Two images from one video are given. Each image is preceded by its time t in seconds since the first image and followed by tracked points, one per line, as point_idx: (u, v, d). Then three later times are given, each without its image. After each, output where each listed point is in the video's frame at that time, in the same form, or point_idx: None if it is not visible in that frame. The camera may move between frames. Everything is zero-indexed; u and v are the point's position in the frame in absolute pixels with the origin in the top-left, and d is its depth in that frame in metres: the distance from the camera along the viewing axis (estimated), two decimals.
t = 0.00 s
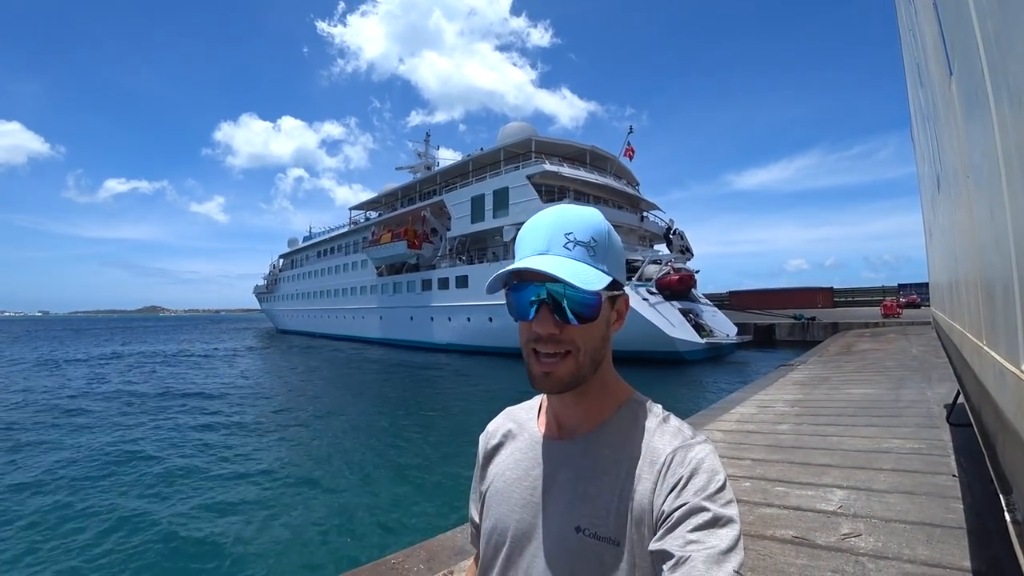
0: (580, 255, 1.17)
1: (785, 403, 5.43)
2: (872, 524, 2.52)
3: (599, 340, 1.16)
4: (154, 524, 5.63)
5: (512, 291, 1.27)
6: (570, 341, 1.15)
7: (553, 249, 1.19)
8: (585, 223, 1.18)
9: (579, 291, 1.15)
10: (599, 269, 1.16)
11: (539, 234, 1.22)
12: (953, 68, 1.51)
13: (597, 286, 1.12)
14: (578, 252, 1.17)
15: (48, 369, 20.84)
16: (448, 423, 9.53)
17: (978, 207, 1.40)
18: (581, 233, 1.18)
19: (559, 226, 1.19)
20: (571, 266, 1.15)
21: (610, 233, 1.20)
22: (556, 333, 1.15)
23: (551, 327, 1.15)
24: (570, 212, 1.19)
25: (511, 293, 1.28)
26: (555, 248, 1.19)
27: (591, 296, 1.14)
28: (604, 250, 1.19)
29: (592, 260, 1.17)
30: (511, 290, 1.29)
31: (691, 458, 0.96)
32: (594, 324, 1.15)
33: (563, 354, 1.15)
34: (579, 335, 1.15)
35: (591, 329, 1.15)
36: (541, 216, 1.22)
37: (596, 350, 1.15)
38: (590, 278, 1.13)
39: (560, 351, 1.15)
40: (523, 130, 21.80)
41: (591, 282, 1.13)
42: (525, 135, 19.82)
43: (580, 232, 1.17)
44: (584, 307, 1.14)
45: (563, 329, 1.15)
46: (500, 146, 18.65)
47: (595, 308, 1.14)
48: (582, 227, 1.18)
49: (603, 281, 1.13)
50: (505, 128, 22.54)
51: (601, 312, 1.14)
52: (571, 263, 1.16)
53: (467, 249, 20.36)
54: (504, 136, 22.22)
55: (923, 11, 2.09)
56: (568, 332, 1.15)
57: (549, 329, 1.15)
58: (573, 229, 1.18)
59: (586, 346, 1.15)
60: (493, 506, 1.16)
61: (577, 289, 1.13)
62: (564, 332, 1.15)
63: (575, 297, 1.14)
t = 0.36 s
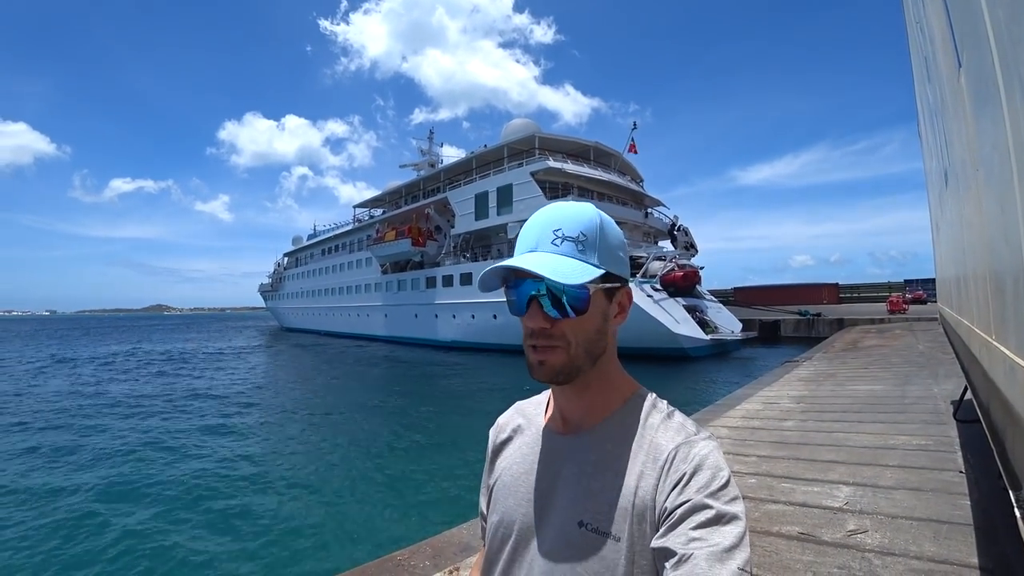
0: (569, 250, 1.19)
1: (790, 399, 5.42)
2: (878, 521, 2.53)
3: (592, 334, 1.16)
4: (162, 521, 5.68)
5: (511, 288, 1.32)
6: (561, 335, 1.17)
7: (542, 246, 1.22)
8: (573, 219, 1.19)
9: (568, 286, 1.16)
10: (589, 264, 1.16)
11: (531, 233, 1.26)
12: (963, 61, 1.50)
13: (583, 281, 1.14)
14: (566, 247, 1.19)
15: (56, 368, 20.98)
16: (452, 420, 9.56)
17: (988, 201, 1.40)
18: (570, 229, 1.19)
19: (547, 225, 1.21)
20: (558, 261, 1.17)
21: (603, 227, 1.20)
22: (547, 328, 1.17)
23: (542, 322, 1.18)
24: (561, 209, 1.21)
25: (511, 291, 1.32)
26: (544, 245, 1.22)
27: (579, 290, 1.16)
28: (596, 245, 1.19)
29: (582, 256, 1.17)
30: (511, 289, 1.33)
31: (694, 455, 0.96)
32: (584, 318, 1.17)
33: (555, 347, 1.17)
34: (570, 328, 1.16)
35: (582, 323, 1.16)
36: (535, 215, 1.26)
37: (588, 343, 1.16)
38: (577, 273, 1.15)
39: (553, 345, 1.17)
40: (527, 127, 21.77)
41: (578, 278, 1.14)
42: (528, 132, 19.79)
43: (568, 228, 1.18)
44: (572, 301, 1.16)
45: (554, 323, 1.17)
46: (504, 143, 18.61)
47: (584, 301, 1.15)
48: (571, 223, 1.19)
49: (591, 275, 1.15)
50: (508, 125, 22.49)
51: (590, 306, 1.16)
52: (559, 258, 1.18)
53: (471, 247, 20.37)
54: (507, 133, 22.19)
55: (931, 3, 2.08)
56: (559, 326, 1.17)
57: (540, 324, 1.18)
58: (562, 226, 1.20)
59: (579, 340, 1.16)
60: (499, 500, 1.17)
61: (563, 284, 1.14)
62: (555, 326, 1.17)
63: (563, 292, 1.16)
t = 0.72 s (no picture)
0: (568, 238, 1.21)
1: (797, 394, 5.42)
2: (887, 516, 2.53)
3: (592, 324, 1.17)
4: (173, 518, 5.75)
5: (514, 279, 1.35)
6: (559, 323, 1.17)
7: (544, 236, 1.25)
8: (575, 210, 1.21)
9: (566, 274, 1.17)
10: (587, 251, 1.17)
11: (535, 225, 1.29)
12: (978, 51, 1.48)
13: (579, 268, 1.16)
14: (567, 236, 1.21)
15: (66, 365, 21.18)
16: (459, 416, 9.60)
17: (1003, 195, 1.40)
18: (571, 220, 1.21)
19: (551, 216, 1.25)
20: (557, 248, 1.20)
21: (605, 218, 1.21)
22: (545, 316, 1.18)
23: (539, 309, 1.19)
24: (566, 202, 1.24)
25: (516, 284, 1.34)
26: (545, 235, 1.25)
27: (577, 278, 1.17)
28: (597, 235, 1.20)
29: (581, 244, 1.19)
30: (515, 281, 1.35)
31: (707, 454, 0.97)
32: (584, 306, 1.17)
33: (554, 337, 1.17)
34: (568, 316, 1.17)
35: (579, 311, 1.17)
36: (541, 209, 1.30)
37: (588, 334, 1.17)
38: (575, 259, 1.16)
39: (552, 335, 1.18)
40: (531, 122, 21.71)
41: (575, 263, 1.16)
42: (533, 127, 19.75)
43: (569, 217, 1.21)
44: (572, 289, 1.17)
45: (551, 311, 1.18)
46: (508, 138, 18.58)
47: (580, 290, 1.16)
48: (572, 214, 1.21)
49: (589, 263, 1.16)
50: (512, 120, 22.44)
51: (587, 294, 1.16)
52: (558, 246, 1.20)
53: (475, 242, 20.38)
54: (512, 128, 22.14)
55: None
56: (556, 314, 1.17)
57: (538, 311, 1.19)
58: (564, 217, 1.23)
59: (577, 329, 1.17)
60: (510, 495, 1.18)
61: (561, 271, 1.16)
62: (553, 314, 1.18)
63: (559, 280, 1.18)
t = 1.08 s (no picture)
0: (574, 232, 1.22)
1: (807, 389, 5.40)
2: (897, 511, 2.52)
3: (598, 318, 1.17)
4: (188, 512, 5.84)
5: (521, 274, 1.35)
6: (566, 317, 1.17)
7: (549, 230, 1.26)
8: (580, 203, 1.23)
9: (572, 268, 1.18)
10: (590, 244, 1.19)
11: (540, 221, 1.31)
12: (991, 42, 1.46)
13: (584, 260, 1.17)
14: (572, 229, 1.22)
15: (82, 363, 21.52)
16: (468, 411, 9.66)
17: (1015, 188, 1.39)
18: (576, 214, 1.23)
19: (556, 210, 1.27)
20: (562, 242, 1.22)
21: (610, 211, 1.22)
22: (550, 309, 1.19)
23: (545, 302, 1.19)
24: (570, 196, 1.26)
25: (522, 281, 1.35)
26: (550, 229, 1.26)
27: (582, 271, 1.18)
28: (602, 228, 1.22)
29: (585, 237, 1.20)
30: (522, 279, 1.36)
31: (713, 449, 0.97)
32: (588, 300, 1.17)
33: (561, 331, 1.17)
34: (573, 310, 1.17)
35: (584, 304, 1.17)
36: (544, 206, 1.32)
37: (595, 329, 1.17)
38: (580, 252, 1.18)
39: (558, 328, 1.18)
40: (538, 117, 21.65)
41: (582, 254, 1.17)
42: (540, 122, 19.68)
43: (574, 211, 1.23)
44: (577, 283, 1.17)
45: (556, 304, 1.18)
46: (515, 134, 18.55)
47: (585, 282, 1.17)
48: (577, 208, 1.23)
49: (593, 255, 1.17)
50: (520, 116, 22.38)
51: (592, 287, 1.17)
52: (565, 239, 1.21)
53: (483, 239, 20.40)
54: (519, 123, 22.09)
55: None
56: (561, 306, 1.17)
57: (543, 305, 1.19)
58: (569, 211, 1.24)
59: (582, 322, 1.17)
60: (515, 489, 1.19)
61: (567, 265, 1.17)
62: (558, 307, 1.18)
63: (565, 274, 1.18)
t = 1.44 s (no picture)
0: (583, 228, 1.23)
1: (814, 387, 5.38)
2: (903, 509, 2.52)
3: (606, 315, 1.18)
4: (197, 508, 5.90)
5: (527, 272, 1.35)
6: (574, 315, 1.18)
7: (557, 226, 1.27)
8: (587, 200, 1.23)
9: (581, 266, 1.19)
10: (600, 241, 1.20)
11: (547, 216, 1.31)
12: (999, 39, 1.45)
13: (593, 257, 1.17)
14: (580, 226, 1.23)
15: (91, 360, 21.73)
16: (473, 409, 9.68)
17: None
18: (584, 209, 1.23)
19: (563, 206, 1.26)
20: (570, 238, 1.22)
21: (617, 209, 1.23)
22: (559, 307, 1.19)
23: (553, 299, 1.20)
24: (576, 193, 1.27)
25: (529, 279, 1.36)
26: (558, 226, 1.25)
27: (591, 268, 1.18)
28: (609, 226, 1.23)
29: (594, 234, 1.21)
30: (528, 277, 1.36)
31: (720, 447, 0.98)
32: (597, 297, 1.18)
33: (569, 328, 1.18)
34: (582, 307, 1.18)
35: (593, 301, 1.18)
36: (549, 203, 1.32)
37: (603, 325, 1.18)
38: (590, 249, 1.19)
39: (565, 326, 1.18)
40: (544, 114, 21.61)
41: (590, 251, 1.18)
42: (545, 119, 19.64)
43: (581, 208, 1.23)
44: (585, 280, 1.18)
45: (565, 301, 1.19)
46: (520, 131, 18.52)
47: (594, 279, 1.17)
48: (584, 204, 1.23)
49: (602, 252, 1.17)
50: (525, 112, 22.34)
51: (601, 284, 1.18)
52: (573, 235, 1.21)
53: (488, 236, 20.43)
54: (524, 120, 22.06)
55: None
56: (569, 304, 1.18)
57: (552, 302, 1.19)
58: (576, 208, 1.25)
59: (590, 319, 1.18)
60: (519, 488, 1.21)
61: (575, 262, 1.18)
62: (567, 305, 1.18)
63: (573, 271, 1.19)
